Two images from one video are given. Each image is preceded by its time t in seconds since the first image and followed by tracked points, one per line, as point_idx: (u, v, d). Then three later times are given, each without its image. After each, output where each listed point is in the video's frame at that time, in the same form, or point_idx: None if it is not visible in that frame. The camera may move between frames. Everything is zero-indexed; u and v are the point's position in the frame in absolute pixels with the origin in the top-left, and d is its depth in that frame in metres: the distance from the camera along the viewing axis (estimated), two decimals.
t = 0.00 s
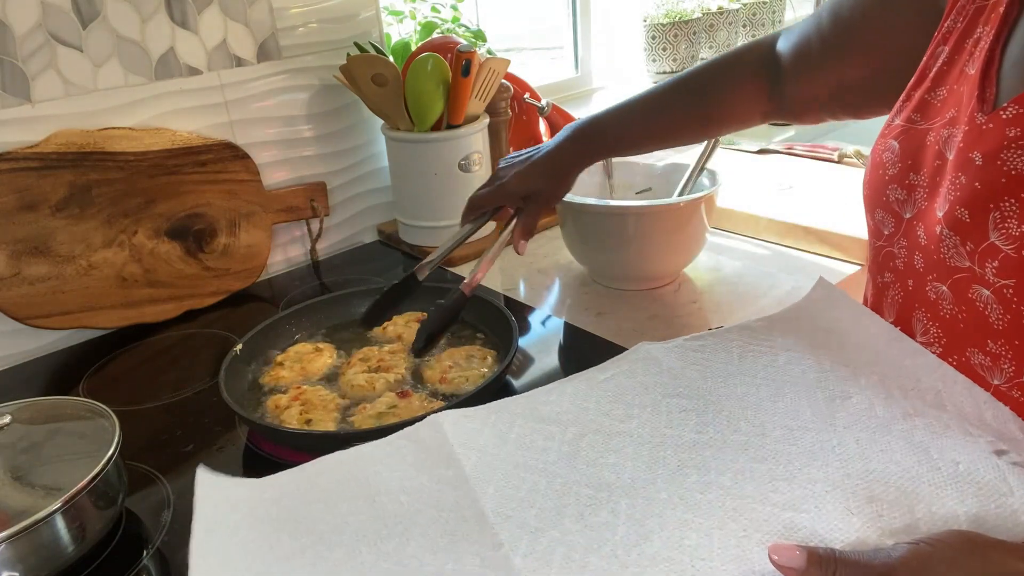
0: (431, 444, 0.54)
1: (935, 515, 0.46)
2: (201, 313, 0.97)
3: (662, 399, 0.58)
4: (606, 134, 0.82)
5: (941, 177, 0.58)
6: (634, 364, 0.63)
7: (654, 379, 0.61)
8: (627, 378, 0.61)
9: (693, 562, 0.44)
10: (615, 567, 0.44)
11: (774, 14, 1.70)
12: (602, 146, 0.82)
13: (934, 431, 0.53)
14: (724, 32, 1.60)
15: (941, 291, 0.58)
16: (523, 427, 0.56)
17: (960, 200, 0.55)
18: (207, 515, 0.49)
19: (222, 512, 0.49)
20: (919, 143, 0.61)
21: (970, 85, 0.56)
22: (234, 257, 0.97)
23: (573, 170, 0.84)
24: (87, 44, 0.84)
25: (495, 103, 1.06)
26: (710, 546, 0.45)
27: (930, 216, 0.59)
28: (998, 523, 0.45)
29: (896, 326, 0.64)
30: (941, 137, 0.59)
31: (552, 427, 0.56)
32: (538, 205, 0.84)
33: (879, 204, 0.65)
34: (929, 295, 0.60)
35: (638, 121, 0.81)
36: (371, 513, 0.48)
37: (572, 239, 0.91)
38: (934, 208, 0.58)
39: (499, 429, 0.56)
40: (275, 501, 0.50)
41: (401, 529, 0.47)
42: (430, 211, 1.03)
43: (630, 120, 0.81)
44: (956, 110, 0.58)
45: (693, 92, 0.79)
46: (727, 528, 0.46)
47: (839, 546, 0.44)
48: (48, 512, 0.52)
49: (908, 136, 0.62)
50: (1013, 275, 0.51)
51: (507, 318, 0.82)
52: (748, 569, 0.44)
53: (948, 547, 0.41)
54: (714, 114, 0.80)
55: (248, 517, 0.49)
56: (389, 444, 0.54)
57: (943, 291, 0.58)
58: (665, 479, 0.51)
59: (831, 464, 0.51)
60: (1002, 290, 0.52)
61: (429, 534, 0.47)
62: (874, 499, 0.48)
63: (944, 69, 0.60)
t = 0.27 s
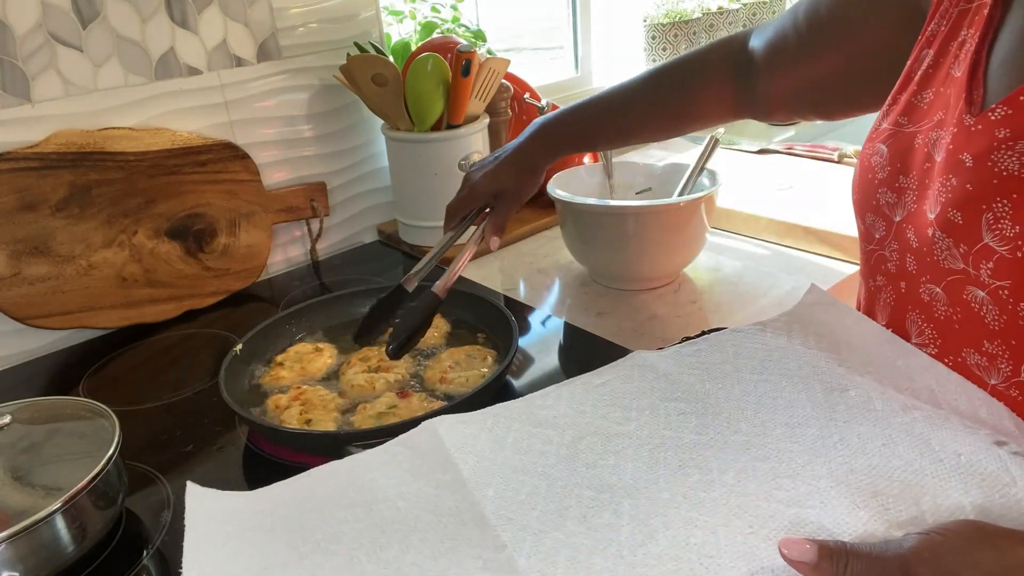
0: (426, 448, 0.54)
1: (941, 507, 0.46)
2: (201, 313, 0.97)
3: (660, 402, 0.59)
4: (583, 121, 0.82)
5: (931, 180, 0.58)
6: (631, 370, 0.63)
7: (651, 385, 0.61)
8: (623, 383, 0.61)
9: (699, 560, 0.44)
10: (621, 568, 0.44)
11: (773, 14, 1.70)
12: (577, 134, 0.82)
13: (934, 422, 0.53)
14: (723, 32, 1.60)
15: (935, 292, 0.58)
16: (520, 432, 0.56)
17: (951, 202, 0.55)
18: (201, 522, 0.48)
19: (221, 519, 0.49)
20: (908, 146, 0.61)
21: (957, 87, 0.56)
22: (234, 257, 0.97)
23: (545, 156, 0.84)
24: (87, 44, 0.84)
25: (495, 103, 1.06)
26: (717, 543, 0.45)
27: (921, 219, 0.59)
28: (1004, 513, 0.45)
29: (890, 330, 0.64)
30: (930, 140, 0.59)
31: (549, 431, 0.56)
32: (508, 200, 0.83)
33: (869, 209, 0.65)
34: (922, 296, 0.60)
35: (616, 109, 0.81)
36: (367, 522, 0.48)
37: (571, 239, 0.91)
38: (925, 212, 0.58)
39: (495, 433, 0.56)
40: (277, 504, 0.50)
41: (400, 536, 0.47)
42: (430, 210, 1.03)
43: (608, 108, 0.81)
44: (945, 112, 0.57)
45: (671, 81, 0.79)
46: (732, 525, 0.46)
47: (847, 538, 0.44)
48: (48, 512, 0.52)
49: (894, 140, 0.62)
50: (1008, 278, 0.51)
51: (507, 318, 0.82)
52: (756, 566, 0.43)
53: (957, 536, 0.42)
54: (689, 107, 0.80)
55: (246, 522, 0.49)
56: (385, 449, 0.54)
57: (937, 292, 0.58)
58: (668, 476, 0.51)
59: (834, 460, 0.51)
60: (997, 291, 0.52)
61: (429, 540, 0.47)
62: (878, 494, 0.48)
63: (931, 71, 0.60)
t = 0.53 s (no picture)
0: (416, 457, 0.54)
1: (947, 502, 0.46)
2: (201, 313, 0.97)
3: (655, 400, 0.59)
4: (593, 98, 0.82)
5: (923, 178, 0.58)
6: (624, 368, 0.63)
7: (644, 383, 0.61)
8: (616, 381, 0.61)
9: (709, 564, 0.44)
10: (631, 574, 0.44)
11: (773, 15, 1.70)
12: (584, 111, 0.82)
13: (932, 414, 0.53)
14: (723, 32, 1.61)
15: (932, 291, 0.58)
16: (515, 434, 0.56)
17: (947, 201, 0.55)
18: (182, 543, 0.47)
19: (207, 534, 0.48)
20: (900, 145, 0.61)
21: (949, 85, 0.56)
22: (234, 257, 0.97)
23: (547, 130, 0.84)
24: (87, 44, 0.84)
25: (495, 103, 1.06)
26: (725, 545, 0.45)
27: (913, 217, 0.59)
28: (1010, 505, 0.45)
29: (882, 327, 0.64)
30: (922, 138, 0.59)
31: (546, 433, 0.56)
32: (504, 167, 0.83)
33: (861, 207, 0.65)
34: (917, 295, 0.60)
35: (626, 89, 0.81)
36: (361, 536, 0.48)
37: (571, 238, 0.91)
38: (917, 210, 0.58)
39: (489, 439, 0.56)
40: (269, 516, 0.50)
41: (397, 548, 0.47)
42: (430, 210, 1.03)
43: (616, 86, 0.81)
44: (937, 110, 0.58)
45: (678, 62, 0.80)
46: (739, 527, 0.46)
47: (859, 536, 0.44)
48: (48, 512, 0.52)
49: (887, 138, 0.62)
50: (1005, 276, 0.51)
51: (507, 318, 0.82)
52: (767, 568, 0.44)
53: (968, 530, 0.42)
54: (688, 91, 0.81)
55: (239, 538, 0.48)
56: (376, 460, 0.54)
57: (933, 290, 0.58)
58: (671, 477, 0.51)
59: (837, 456, 0.51)
60: (994, 289, 0.52)
61: (428, 552, 0.46)
62: (884, 490, 0.48)
63: (922, 70, 0.60)
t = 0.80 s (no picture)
0: (405, 467, 0.54)
1: (948, 507, 0.46)
2: (201, 313, 0.97)
3: (648, 406, 0.58)
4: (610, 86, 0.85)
5: (920, 179, 0.58)
6: (613, 373, 0.63)
7: (636, 387, 0.61)
8: (608, 386, 0.61)
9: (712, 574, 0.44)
10: None
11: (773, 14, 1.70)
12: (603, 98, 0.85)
13: (926, 416, 0.53)
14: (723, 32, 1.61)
15: (927, 293, 0.58)
16: (505, 445, 0.56)
17: (942, 203, 0.55)
18: (174, 551, 0.47)
19: (204, 543, 0.48)
20: (898, 145, 0.61)
21: (947, 86, 0.56)
22: (234, 257, 0.97)
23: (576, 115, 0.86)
24: (87, 44, 0.84)
25: (495, 103, 1.06)
26: (728, 555, 0.45)
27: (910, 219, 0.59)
28: (1010, 508, 0.45)
29: (878, 328, 0.64)
30: (919, 138, 0.59)
31: (536, 443, 0.56)
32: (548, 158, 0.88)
33: (858, 206, 0.65)
34: (913, 297, 0.60)
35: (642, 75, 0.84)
36: (356, 551, 0.48)
37: (571, 238, 0.91)
38: (914, 212, 0.58)
39: (480, 448, 0.56)
40: (263, 524, 0.50)
41: (392, 563, 0.47)
42: (430, 210, 1.03)
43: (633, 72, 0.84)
44: (935, 110, 0.57)
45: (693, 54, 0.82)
46: (741, 536, 0.46)
47: (861, 545, 0.44)
48: (48, 511, 0.52)
49: (885, 138, 0.62)
50: (1001, 280, 0.52)
51: (507, 318, 0.82)
52: None
53: (973, 536, 0.42)
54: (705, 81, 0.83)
55: (231, 549, 0.48)
56: (366, 470, 0.54)
57: (929, 292, 0.58)
58: (668, 487, 0.51)
59: (836, 461, 0.51)
60: (990, 294, 0.53)
61: (423, 567, 0.46)
62: (883, 495, 0.48)
63: (921, 69, 0.60)
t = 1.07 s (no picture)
0: (413, 458, 0.54)
1: (939, 505, 0.46)
2: (201, 313, 0.97)
3: (649, 399, 0.58)
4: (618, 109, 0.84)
5: (920, 181, 0.58)
6: (618, 367, 0.63)
7: (639, 380, 0.61)
8: (611, 381, 0.61)
9: (704, 567, 0.44)
10: None
11: (774, 15, 1.70)
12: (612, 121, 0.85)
13: (924, 413, 0.52)
14: (723, 32, 1.60)
15: (924, 294, 0.58)
16: (511, 436, 0.56)
17: (939, 205, 0.55)
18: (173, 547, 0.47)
19: (204, 537, 0.48)
20: (900, 146, 0.61)
21: (948, 87, 0.56)
22: (234, 257, 0.97)
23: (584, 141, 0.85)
24: (87, 44, 0.84)
25: (495, 103, 1.06)
26: (720, 548, 0.45)
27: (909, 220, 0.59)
28: (1002, 507, 0.45)
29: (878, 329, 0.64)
30: (921, 140, 0.59)
31: (541, 435, 0.56)
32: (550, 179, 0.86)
33: (859, 206, 0.65)
34: (911, 298, 0.60)
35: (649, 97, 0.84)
36: (361, 537, 0.48)
37: (571, 238, 0.91)
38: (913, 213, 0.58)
39: (485, 440, 0.56)
40: (268, 518, 0.50)
41: (393, 551, 0.47)
42: (430, 210, 1.03)
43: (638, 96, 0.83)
44: (936, 112, 0.58)
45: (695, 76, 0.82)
46: (734, 528, 0.46)
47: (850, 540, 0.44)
48: (48, 512, 0.52)
49: (887, 139, 0.62)
50: (995, 282, 0.52)
51: (506, 318, 0.82)
52: (762, 570, 0.44)
53: (962, 533, 0.42)
54: (709, 102, 0.83)
55: (241, 539, 0.48)
56: (368, 468, 0.54)
57: (926, 294, 0.58)
58: (665, 480, 0.50)
59: (829, 458, 0.51)
60: (985, 295, 0.53)
61: (425, 555, 0.46)
62: (876, 492, 0.47)
63: (924, 71, 0.60)
